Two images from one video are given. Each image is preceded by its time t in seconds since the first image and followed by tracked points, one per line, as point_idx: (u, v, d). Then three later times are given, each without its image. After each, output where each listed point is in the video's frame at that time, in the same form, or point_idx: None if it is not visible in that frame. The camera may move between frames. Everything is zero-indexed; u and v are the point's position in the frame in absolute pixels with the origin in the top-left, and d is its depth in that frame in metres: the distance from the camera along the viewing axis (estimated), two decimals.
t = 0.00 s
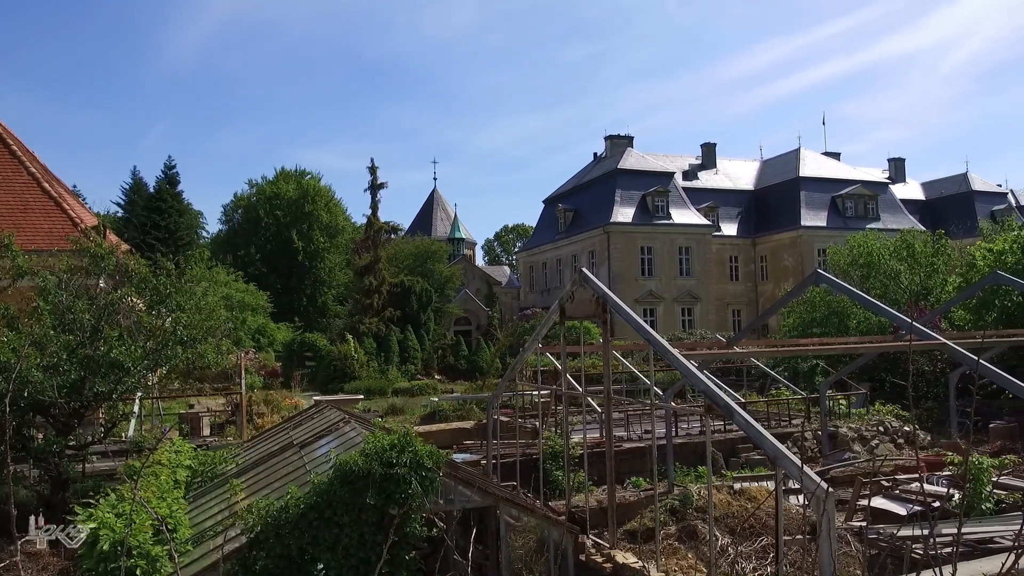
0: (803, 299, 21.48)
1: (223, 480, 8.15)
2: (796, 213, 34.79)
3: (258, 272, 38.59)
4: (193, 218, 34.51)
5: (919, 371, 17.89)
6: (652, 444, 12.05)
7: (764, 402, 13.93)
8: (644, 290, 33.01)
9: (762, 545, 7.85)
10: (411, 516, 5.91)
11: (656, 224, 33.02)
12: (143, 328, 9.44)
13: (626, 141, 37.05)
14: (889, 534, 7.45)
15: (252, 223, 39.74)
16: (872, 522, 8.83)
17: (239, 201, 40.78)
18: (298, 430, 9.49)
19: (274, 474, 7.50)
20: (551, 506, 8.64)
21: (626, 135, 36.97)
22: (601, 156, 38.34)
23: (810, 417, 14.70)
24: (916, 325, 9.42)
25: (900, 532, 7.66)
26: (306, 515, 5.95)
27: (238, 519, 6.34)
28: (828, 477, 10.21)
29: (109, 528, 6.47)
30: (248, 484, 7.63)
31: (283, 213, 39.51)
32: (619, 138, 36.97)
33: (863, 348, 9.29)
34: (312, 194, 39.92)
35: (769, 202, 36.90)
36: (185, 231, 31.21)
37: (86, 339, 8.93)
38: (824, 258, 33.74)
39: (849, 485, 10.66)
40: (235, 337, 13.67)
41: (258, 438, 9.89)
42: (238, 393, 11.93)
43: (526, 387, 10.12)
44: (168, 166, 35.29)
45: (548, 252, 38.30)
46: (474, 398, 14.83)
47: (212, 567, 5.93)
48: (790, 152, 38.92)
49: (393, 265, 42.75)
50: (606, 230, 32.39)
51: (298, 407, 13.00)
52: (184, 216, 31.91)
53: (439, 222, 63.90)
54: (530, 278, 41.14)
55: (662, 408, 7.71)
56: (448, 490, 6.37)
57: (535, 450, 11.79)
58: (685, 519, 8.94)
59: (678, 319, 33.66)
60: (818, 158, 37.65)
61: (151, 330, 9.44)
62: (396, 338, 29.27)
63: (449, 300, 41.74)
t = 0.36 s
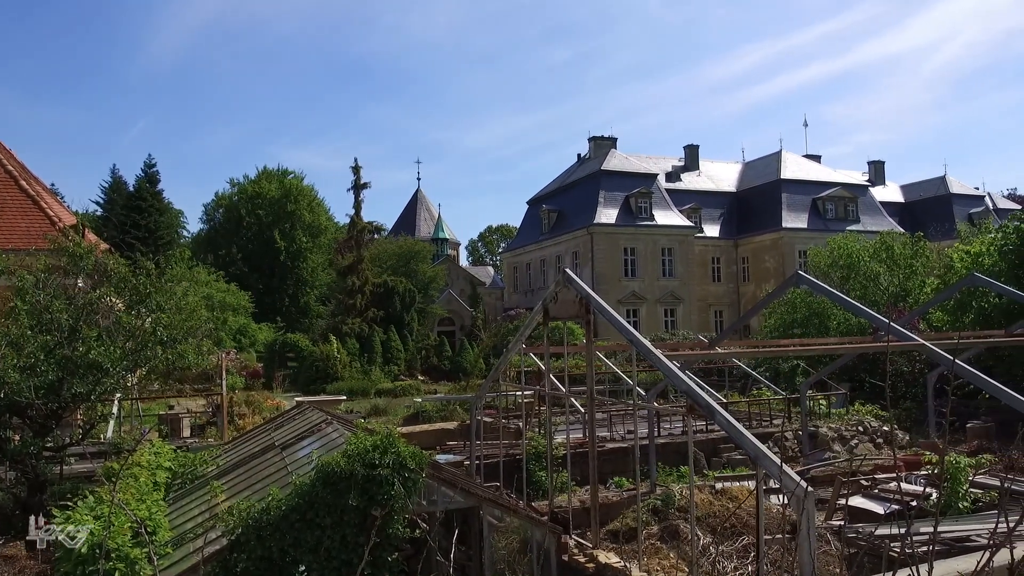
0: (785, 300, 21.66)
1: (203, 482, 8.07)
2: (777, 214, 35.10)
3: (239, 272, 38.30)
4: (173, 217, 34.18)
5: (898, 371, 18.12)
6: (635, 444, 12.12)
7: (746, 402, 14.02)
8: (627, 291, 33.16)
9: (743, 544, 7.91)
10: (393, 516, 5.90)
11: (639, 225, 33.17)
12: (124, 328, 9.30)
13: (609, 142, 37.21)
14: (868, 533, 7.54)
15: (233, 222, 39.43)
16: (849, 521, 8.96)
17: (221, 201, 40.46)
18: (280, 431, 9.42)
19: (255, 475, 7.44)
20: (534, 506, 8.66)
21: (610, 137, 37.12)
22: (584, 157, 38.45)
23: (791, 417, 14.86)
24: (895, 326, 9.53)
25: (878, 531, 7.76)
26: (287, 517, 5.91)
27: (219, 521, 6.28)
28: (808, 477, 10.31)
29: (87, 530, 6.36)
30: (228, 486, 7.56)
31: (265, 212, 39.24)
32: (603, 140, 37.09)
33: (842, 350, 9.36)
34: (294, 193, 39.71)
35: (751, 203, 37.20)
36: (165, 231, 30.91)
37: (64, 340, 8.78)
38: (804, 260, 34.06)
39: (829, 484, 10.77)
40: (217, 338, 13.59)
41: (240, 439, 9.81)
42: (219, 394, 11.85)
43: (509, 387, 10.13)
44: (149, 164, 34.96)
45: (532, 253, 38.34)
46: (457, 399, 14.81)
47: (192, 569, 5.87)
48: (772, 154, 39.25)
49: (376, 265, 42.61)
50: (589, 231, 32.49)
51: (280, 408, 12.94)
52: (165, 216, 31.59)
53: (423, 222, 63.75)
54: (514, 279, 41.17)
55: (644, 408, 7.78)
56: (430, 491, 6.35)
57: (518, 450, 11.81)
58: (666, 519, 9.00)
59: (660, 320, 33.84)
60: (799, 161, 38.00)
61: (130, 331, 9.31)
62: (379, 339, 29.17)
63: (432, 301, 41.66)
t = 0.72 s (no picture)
0: (767, 301, 21.84)
1: (183, 484, 7.98)
2: (759, 216, 35.40)
3: (221, 271, 37.99)
4: (154, 216, 33.81)
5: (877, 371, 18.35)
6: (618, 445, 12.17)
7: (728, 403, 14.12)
8: (610, 292, 33.29)
9: (724, 543, 7.98)
10: (375, 518, 5.89)
11: (623, 226, 33.30)
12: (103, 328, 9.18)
13: (593, 143, 37.33)
14: (847, 531, 7.63)
15: (215, 222, 39.09)
16: (829, 520, 9.06)
17: (202, 200, 40.10)
18: (262, 432, 9.35)
19: (235, 477, 7.38)
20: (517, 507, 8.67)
21: (593, 138, 37.25)
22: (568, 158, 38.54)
23: (772, 417, 15.02)
24: (875, 327, 9.64)
25: (857, 529, 7.86)
26: (268, 519, 5.87)
27: (198, 523, 6.22)
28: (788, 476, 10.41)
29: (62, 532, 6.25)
30: (208, 488, 7.47)
31: (247, 212, 38.95)
32: (586, 141, 37.21)
33: (823, 350, 9.46)
34: (277, 192, 39.47)
35: (733, 205, 37.49)
36: (145, 230, 30.59)
37: (41, 340, 8.66)
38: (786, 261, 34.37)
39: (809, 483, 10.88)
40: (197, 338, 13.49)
41: (221, 440, 9.72)
42: (200, 395, 11.73)
43: (492, 388, 10.13)
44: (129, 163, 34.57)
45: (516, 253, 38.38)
46: (441, 400, 14.77)
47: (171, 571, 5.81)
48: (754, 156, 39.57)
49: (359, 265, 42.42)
50: (573, 232, 32.59)
51: (261, 409, 12.86)
52: (145, 215, 31.26)
53: (406, 223, 63.56)
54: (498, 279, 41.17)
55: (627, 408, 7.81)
56: (413, 492, 6.31)
57: (502, 451, 11.82)
58: (649, 519, 9.06)
59: (644, 320, 34.00)
60: (781, 163, 38.34)
61: (109, 330, 9.19)
62: (362, 339, 29.07)
63: (416, 301, 41.55)
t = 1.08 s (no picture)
0: (748, 302, 22.03)
1: (163, 486, 7.89)
2: (741, 218, 35.67)
3: (202, 271, 37.63)
4: (133, 215, 33.41)
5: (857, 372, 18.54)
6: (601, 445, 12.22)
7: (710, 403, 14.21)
8: (593, 293, 33.39)
9: (705, 542, 8.04)
10: (358, 519, 5.88)
11: (607, 227, 33.42)
12: (82, 328, 9.05)
13: (577, 144, 37.44)
14: (827, 531, 7.71)
15: (195, 221, 38.72)
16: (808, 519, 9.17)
17: (182, 199, 39.71)
18: (242, 433, 9.27)
19: (216, 479, 7.32)
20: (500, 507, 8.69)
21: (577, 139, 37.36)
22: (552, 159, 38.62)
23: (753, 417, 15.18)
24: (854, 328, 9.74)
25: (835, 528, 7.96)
26: (249, 520, 5.82)
27: (178, 526, 6.15)
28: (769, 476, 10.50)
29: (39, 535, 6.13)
30: (188, 490, 7.40)
31: (229, 211, 38.64)
32: (570, 142, 37.32)
33: (804, 350, 9.55)
34: (259, 192, 39.20)
35: (715, 207, 37.75)
36: (124, 229, 30.23)
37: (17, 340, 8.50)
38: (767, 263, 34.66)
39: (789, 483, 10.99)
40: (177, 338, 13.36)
41: (202, 442, 9.62)
42: (180, 397, 11.62)
43: (476, 388, 10.13)
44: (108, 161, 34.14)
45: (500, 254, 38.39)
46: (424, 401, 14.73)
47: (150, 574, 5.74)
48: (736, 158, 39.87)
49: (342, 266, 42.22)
50: (557, 232, 32.67)
51: (242, 410, 12.76)
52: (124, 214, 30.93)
53: (389, 223, 63.35)
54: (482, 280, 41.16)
55: (609, 408, 7.83)
56: (396, 494, 6.27)
57: (485, 452, 11.82)
58: (631, 519, 9.11)
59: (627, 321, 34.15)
60: (763, 165, 38.66)
61: (88, 331, 9.07)
62: (345, 340, 28.94)
63: (399, 301, 41.44)
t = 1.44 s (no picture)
0: (730, 303, 22.20)
1: (142, 489, 7.81)
2: (723, 219, 35.91)
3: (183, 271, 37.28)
4: (113, 214, 33.02)
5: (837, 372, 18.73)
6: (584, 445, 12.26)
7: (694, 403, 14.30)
8: (577, 294, 33.47)
9: (688, 542, 8.08)
10: (340, 520, 5.86)
11: (590, 228, 33.52)
12: (60, 329, 8.96)
13: (561, 145, 37.51)
14: (808, 530, 7.79)
15: (176, 221, 38.35)
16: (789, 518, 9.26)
17: (163, 198, 39.32)
18: (223, 435, 9.19)
19: (196, 481, 7.26)
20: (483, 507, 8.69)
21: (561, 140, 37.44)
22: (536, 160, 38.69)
23: (735, 417, 15.30)
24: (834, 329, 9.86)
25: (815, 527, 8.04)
26: (230, 523, 5.78)
27: (157, 529, 6.07)
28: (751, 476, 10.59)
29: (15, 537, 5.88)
30: (169, 491, 7.33)
31: (210, 211, 38.32)
32: (555, 143, 37.38)
33: (785, 350, 9.64)
34: (241, 191, 38.92)
35: (698, 208, 37.98)
36: (103, 228, 29.87)
37: None
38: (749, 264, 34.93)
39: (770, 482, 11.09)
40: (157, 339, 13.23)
41: (183, 443, 9.53)
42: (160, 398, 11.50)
43: (459, 389, 10.13)
44: (87, 159, 33.73)
45: (484, 255, 38.39)
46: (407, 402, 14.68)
47: None
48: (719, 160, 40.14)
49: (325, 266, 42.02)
50: (541, 233, 32.73)
51: (223, 412, 12.67)
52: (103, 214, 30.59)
53: (373, 223, 63.14)
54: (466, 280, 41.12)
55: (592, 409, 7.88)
56: (379, 494, 6.26)
57: (469, 452, 11.81)
58: (614, 519, 9.14)
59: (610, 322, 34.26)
60: (745, 167, 38.95)
61: (66, 331, 8.98)
62: (328, 340, 28.80)
63: (383, 302, 41.29)
